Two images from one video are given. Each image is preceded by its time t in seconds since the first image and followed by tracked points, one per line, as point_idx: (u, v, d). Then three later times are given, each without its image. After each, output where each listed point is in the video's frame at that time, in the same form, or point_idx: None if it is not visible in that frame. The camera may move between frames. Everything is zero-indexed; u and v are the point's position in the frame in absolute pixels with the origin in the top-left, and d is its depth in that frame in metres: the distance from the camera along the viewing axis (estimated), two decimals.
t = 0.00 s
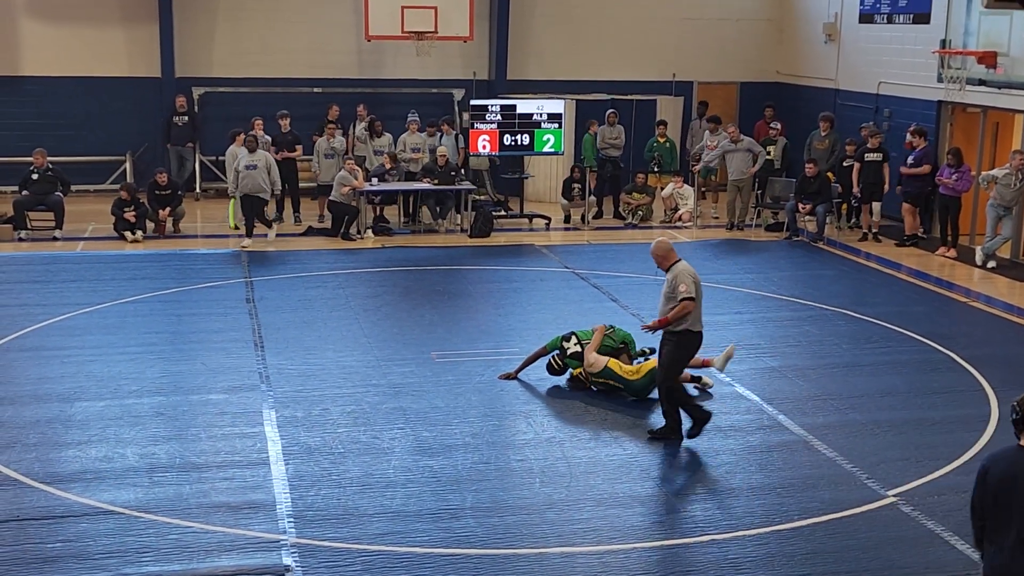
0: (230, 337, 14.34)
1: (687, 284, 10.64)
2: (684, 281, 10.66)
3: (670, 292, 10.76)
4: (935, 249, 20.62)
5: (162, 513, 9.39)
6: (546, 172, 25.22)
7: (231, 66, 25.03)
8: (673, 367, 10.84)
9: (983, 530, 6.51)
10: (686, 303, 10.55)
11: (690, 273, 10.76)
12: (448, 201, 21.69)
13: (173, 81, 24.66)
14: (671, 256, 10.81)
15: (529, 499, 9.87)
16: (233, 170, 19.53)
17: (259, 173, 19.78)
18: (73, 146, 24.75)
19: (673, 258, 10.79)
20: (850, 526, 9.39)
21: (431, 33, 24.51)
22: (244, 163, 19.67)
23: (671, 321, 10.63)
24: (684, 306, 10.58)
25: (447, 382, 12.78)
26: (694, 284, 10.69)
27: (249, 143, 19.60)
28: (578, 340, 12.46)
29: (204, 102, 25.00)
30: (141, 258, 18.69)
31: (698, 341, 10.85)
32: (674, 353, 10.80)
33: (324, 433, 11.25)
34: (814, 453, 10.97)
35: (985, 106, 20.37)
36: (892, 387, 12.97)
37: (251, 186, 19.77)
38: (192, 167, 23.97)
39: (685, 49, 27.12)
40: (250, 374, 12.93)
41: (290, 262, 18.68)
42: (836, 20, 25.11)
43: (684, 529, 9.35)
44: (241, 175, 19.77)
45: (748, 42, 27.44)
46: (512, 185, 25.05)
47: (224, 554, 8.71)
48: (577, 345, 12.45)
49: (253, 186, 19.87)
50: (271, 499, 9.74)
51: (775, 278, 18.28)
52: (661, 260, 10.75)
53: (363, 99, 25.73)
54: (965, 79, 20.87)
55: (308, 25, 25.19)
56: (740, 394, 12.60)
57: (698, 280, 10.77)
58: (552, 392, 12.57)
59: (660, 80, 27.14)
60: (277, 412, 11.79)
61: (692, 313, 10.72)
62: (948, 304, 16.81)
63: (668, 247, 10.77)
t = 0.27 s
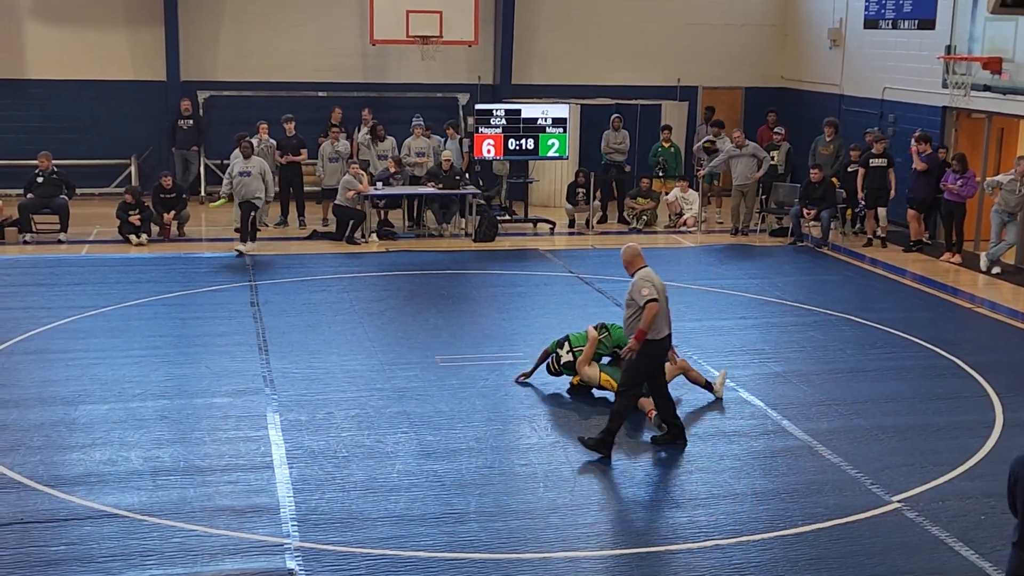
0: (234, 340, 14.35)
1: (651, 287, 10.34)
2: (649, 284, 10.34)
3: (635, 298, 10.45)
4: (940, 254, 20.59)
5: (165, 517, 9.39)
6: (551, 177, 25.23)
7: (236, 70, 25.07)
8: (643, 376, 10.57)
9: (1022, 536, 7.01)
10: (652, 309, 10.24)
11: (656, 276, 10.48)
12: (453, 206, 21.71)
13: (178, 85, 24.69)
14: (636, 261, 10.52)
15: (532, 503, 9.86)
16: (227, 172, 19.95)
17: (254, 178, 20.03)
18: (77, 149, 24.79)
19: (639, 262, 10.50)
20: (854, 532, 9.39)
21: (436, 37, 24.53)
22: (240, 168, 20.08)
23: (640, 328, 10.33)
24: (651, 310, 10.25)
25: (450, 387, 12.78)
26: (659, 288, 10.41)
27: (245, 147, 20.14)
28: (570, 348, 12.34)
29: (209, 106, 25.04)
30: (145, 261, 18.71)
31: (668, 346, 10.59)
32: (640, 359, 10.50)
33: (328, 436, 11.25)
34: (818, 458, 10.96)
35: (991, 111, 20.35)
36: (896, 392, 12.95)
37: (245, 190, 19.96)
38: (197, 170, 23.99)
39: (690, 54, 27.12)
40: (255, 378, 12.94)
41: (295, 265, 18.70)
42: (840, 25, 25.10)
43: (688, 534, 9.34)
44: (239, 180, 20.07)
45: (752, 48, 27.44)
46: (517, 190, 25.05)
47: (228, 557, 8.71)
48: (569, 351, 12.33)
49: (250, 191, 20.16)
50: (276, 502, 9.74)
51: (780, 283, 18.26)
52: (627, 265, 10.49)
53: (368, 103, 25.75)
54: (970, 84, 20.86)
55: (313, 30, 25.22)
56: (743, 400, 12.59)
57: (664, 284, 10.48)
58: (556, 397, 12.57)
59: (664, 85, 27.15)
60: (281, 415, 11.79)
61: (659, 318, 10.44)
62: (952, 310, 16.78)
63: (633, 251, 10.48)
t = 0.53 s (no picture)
0: (241, 345, 14.37)
1: (603, 295, 10.38)
2: (603, 292, 10.38)
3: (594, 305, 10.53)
4: (948, 262, 20.55)
5: (172, 521, 9.40)
6: (558, 183, 25.25)
7: (244, 75, 25.12)
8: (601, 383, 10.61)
9: None
10: (594, 317, 10.30)
11: (615, 283, 10.46)
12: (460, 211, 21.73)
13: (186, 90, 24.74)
14: (600, 267, 10.62)
15: (539, 509, 9.86)
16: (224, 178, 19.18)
17: (251, 184, 19.26)
18: (86, 153, 24.85)
19: (601, 268, 10.59)
20: (861, 539, 9.37)
21: (444, 43, 24.56)
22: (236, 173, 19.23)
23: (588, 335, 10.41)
24: (597, 317, 10.30)
25: (457, 392, 12.78)
26: (612, 296, 10.39)
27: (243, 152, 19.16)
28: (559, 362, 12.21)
29: (217, 111, 25.09)
30: (153, 265, 18.74)
31: (625, 354, 10.54)
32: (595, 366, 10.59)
33: (335, 441, 11.25)
34: (825, 466, 10.93)
35: (999, 119, 20.32)
36: (904, 400, 12.92)
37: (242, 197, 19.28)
38: (204, 175, 24.03)
39: (698, 60, 27.13)
40: (262, 383, 12.95)
41: (302, 270, 18.72)
42: (848, 32, 25.08)
43: (695, 541, 9.32)
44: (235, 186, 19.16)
45: (760, 54, 27.43)
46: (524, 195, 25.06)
47: (235, 561, 8.72)
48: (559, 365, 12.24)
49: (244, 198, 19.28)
50: (282, 507, 9.74)
51: (787, 290, 18.24)
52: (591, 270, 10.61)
53: (376, 108, 25.78)
54: (978, 92, 20.85)
55: (322, 35, 25.27)
56: (750, 406, 12.57)
57: (624, 293, 10.46)
58: (563, 403, 12.57)
59: (672, 91, 27.15)
60: (288, 420, 11.80)
61: (613, 326, 10.42)
62: (960, 317, 16.74)
63: (596, 256, 10.60)
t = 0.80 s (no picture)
0: (251, 349, 14.40)
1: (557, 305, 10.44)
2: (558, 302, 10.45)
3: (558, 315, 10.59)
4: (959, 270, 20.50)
5: (181, 525, 9.42)
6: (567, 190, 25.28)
7: (256, 80, 25.19)
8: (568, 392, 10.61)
9: None
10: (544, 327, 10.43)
11: (573, 296, 10.45)
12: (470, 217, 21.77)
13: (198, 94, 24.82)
14: (570, 277, 10.61)
15: (547, 516, 9.85)
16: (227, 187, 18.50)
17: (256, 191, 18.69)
18: (97, 158, 24.94)
19: (569, 279, 10.59)
20: (869, 548, 9.35)
21: (455, 49, 24.60)
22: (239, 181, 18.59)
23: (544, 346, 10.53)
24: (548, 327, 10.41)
25: (466, 398, 12.79)
26: (567, 307, 10.40)
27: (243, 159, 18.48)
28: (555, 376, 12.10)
29: (229, 116, 25.16)
30: (164, 269, 18.79)
31: (588, 366, 10.43)
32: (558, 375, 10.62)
33: (344, 446, 11.26)
34: (835, 474, 10.91)
35: (1010, 127, 20.29)
36: (914, 409, 12.88)
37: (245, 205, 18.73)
38: (215, 180, 24.09)
39: (708, 68, 27.13)
40: (271, 387, 12.96)
41: (312, 275, 18.75)
42: (860, 40, 25.05)
43: (704, 548, 9.31)
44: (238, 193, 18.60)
45: (771, 61, 27.42)
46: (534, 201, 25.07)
47: (243, 566, 8.73)
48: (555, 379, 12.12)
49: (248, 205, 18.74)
50: (291, 512, 9.75)
51: (797, 298, 18.21)
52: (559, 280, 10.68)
53: (386, 114, 25.82)
54: (989, 100, 20.85)
55: (333, 41, 25.33)
56: (760, 414, 12.56)
57: (582, 303, 10.43)
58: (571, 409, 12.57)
59: (682, 98, 27.15)
60: (297, 425, 11.82)
61: (570, 338, 10.44)
62: (970, 326, 16.69)
63: (565, 265, 10.63)
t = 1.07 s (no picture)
0: (259, 352, 14.43)
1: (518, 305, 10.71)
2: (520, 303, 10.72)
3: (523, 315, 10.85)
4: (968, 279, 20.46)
5: (188, 527, 9.43)
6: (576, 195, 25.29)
7: (266, 83, 25.24)
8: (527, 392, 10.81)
9: None
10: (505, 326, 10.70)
11: (533, 294, 10.70)
12: (478, 222, 21.75)
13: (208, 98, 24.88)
14: (536, 278, 10.87)
15: (553, 521, 9.85)
16: (222, 194, 18.37)
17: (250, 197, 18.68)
18: (107, 160, 25.01)
19: (535, 279, 10.86)
20: (877, 557, 9.33)
21: (465, 54, 24.63)
22: (233, 188, 18.51)
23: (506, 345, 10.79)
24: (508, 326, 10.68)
25: (473, 403, 12.79)
26: (527, 307, 10.65)
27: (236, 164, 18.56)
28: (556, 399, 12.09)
29: (238, 120, 25.21)
30: (172, 272, 18.83)
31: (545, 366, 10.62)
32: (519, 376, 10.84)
33: (351, 450, 11.27)
34: (842, 482, 10.89)
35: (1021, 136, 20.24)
36: (922, 417, 12.86)
37: (240, 212, 18.56)
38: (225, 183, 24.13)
39: (718, 74, 27.13)
40: (279, 391, 12.97)
41: (321, 279, 18.78)
42: (870, 48, 25.04)
43: (710, 556, 9.30)
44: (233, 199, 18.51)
45: (781, 69, 27.41)
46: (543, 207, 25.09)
47: (249, 569, 8.74)
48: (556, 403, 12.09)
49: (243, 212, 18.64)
50: (298, 515, 9.76)
51: (805, 305, 18.19)
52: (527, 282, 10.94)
53: (395, 118, 25.85)
54: (1000, 109, 20.79)
55: (343, 45, 25.38)
56: (767, 421, 12.54)
57: (542, 304, 10.65)
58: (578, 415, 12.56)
59: (692, 105, 27.15)
60: (305, 428, 11.83)
61: (526, 336, 10.72)
62: (979, 335, 16.64)
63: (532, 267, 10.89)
